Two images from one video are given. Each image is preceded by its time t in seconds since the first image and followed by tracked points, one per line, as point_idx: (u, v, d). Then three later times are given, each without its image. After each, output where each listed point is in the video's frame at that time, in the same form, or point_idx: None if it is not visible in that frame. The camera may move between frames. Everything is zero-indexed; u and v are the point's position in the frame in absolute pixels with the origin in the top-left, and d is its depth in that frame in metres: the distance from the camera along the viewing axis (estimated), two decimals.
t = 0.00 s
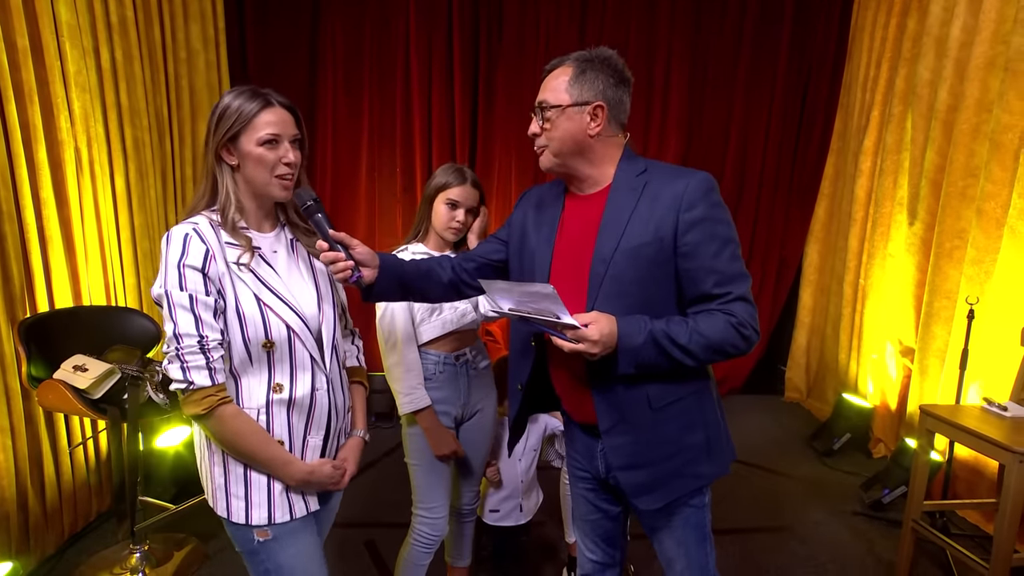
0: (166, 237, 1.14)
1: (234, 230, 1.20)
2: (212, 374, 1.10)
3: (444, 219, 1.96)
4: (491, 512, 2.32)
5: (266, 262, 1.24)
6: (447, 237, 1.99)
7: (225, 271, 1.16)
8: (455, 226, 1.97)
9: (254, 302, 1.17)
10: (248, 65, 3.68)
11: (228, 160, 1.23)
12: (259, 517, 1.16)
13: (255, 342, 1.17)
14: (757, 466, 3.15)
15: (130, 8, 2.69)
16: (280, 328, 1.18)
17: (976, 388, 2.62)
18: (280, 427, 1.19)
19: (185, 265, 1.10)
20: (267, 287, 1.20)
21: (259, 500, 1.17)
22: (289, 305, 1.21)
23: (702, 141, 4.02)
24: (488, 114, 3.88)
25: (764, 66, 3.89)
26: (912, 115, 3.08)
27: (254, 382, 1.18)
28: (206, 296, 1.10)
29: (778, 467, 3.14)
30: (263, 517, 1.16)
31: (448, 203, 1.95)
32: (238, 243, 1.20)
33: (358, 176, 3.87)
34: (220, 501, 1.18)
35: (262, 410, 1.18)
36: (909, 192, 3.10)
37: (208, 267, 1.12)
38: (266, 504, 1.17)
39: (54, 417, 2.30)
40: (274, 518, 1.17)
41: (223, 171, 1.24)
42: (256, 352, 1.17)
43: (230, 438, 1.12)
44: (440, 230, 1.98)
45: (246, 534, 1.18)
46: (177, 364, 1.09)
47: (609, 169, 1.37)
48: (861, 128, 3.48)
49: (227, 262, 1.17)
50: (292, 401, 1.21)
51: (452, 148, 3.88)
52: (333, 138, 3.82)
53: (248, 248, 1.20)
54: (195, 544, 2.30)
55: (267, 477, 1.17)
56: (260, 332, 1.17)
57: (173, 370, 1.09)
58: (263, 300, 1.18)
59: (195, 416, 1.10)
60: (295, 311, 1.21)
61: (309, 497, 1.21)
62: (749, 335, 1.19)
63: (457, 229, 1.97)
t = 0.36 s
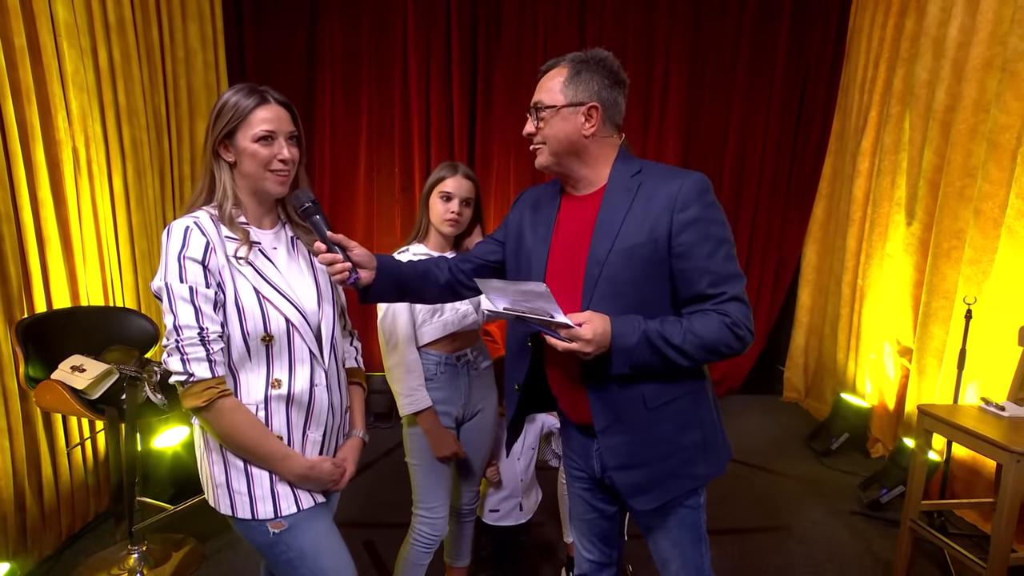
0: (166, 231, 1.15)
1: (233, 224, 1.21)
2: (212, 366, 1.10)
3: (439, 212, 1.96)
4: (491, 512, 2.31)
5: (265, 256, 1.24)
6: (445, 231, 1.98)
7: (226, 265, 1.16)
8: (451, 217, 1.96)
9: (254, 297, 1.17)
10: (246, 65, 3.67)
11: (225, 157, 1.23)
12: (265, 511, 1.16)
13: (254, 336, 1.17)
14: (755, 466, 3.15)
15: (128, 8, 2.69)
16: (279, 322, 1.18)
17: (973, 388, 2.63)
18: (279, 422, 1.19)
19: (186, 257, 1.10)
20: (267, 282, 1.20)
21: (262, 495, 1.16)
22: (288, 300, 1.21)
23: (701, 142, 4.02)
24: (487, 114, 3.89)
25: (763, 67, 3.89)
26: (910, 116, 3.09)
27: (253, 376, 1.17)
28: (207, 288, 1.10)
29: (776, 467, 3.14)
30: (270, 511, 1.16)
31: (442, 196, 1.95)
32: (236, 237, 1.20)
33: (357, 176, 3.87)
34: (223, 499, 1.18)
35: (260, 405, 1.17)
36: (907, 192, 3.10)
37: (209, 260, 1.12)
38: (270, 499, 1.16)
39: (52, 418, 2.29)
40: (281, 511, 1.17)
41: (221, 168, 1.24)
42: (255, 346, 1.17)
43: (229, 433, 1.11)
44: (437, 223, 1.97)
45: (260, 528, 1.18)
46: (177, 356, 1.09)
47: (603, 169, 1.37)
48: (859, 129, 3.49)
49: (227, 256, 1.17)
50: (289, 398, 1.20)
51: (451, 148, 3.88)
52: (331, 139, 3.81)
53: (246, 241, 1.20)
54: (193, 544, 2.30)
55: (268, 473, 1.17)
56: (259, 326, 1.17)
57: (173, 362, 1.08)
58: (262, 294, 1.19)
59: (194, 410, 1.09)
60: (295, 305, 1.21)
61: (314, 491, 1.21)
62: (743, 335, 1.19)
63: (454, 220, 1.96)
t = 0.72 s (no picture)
0: (171, 224, 1.14)
1: (236, 222, 1.20)
2: (210, 362, 1.09)
3: (432, 211, 1.97)
4: (489, 512, 2.29)
5: (265, 254, 1.24)
6: (442, 228, 1.97)
7: (228, 262, 1.16)
8: (445, 214, 1.95)
9: (254, 295, 1.17)
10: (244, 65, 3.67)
11: (228, 155, 1.23)
12: (251, 515, 1.16)
13: (252, 335, 1.16)
14: (753, 466, 3.16)
15: (125, 8, 2.68)
16: (277, 322, 1.19)
17: (970, 387, 2.63)
18: (271, 424, 1.18)
19: (189, 251, 1.10)
20: (267, 281, 1.20)
21: (250, 499, 1.16)
22: (287, 299, 1.21)
23: (699, 142, 4.03)
24: (484, 114, 3.89)
25: (760, 67, 3.90)
26: (907, 116, 3.10)
27: (247, 378, 1.17)
28: (208, 284, 1.10)
29: (774, 467, 3.15)
30: (255, 515, 1.16)
31: (433, 194, 1.96)
32: (240, 234, 1.20)
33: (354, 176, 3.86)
34: (207, 498, 1.17)
35: (255, 407, 1.17)
36: (904, 192, 3.11)
37: (211, 255, 1.12)
38: (257, 504, 1.16)
39: (48, 418, 2.28)
40: (267, 516, 1.17)
41: (223, 166, 1.24)
42: (251, 345, 1.17)
43: (223, 430, 1.11)
44: (432, 222, 1.97)
45: (246, 532, 1.17)
46: (175, 350, 1.08)
47: (604, 170, 1.38)
48: (856, 129, 3.50)
49: (229, 253, 1.17)
50: (283, 400, 1.20)
51: (448, 148, 3.88)
52: (329, 139, 3.81)
53: (249, 239, 1.21)
54: (191, 545, 2.29)
55: (257, 474, 1.17)
56: (257, 324, 1.16)
57: (172, 356, 1.08)
58: (262, 293, 1.18)
59: (190, 405, 1.08)
60: (293, 305, 1.22)
61: (303, 495, 1.21)
62: (742, 337, 1.19)
63: (447, 217, 1.95)
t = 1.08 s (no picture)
0: (171, 222, 1.14)
1: (238, 221, 1.20)
2: (206, 363, 1.09)
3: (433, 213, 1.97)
4: (489, 512, 2.28)
5: (264, 255, 1.24)
6: (442, 231, 1.97)
7: (227, 263, 1.16)
8: (444, 216, 1.96)
9: (252, 296, 1.17)
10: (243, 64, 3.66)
11: (230, 154, 1.23)
12: (247, 511, 1.16)
13: (248, 337, 1.16)
14: (753, 466, 3.16)
15: (124, 8, 2.68)
16: (274, 323, 1.18)
17: (969, 387, 2.64)
18: (265, 425, 1.18)
19: (189, 251, 1.10)
20: (265, 282, 1.20)
21: (246, 496, 1.16)
22: (285, 301, 1.21)
23: (698, 142, 4.03)
24: (484, 114, 3.89)
25: (760, 67, 3.90)
26: (906, 116, 3.10)
27: (243, 378, 1.17)
28: (206, 284, 1.10)
29: (774, 467, 3.14)
30: (251, 512, 1.16)
31: (434, 196, 1.96)
32: (240, 234, 1.20)
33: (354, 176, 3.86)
34: (202, 495, 1.17)
35: (249, 408, 1.17)
36: (903, 192, 3.11)
37: (210, 256, 1.12)
38: (253, 500, 1.16)
39: (47, 418, 2.28)
40: (263, 513, 1.17)
41: (225, 164, 1.24)
42: (247, 347, 1.16)
43: (217, 431, 1.11)
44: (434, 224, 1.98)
45: (244, 529, 1.18)
46: (170, 350, 1.07)
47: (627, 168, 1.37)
48: (855, 129, 3.50)
49: (229, 254, 1.17)
50: (278, 402, 1.20)
51: (448, 148, 3.88)
52: (328, 138, 3.81)
53: (250, 239, 1.20)
54: (190, 545, 2.29)
55: (251, 473, 1.16)
56: (254, 326, 1.16)
57: (167, 356, 1.07)
58: (261, 294, 1.18)
59: (185, 405, 1.08)
60: (291, 307, 1.21)
61: (298, 493, 1.21)
62: (753, 344, 1.20)
63: (446, 220, 1.95)
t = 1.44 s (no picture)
0: (176, 220, 1.14)
1: (243, 220, 1.20)
2: (210, 363, 1.09)
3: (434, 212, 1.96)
4: (489, 512, 2.27)
5: (269, 255, 1.24)
6: (446, 232, 1.97)
7: (233, 263, 1.16)
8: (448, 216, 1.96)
9: (256, 296, 1.17)
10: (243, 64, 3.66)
11: (237, 153, 1.23)
12: (233, 513, 1.16)
13: (251, 337, 1.16)
14: (754, 466, 3.16)
15: (124, 8, 2.68)
16: (277, 324, 1.18)
17: (970, 388, 2.64)
18: (264, 425, 1.19)
19: (195, 250, 1.10)
20: (269, 283, 1.20)
21: (234, 497, 1.16)
22: (288, 302, 1.21)
23: (698, 142, 4.03)
24: (484, 114, 3.89)
25: (760, 67, 3.90)
26: (905, 116, 3.10)
27: (243, 379, 1.17)
28: (212, 284, 1.10)
29: (775, 467, 3.14)
30: (237, 514, 1.16)
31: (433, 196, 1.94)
32: (246, 234, 1.19)
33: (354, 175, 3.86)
34: (189, 492, 1.16)
35: (250, 408, 1.17)
36: (903, 192, 3.11)
37: (216, 255, 1.12)
38: (240, 503, 1.16)
39: (47, 418, 2.28)
40: (248, 517, 1.17)
41: (231, 163, 1.23)
42: (250, 347, 1.16)
43: (218, 430, 1.11)
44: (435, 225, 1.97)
45: (228, 529, 1.18)
46: (175, 349, 1.08)
47: (640, 167, 1.37)
48: (855, 129, 3.50)
49: (235, 254, 1.17)
50: (278, 403, 1.20)
51: (447, 148, 3.88)
52: (328, 138, 3.81)
53: (254, 239, 1.20)
54: (190, 545, 2.29)
55: (244, 475, 1.17)
56: (257, 326, 1.16)
57: (172, 355, 1.08)
58: (265, 295, 1.18)
59: (188, 404, 1.08)
60: (293, 309, 1.21)
61: (288, 498, 1.21)
62: (763, 348, 1.20)
63: (453, 221, 1.96)
